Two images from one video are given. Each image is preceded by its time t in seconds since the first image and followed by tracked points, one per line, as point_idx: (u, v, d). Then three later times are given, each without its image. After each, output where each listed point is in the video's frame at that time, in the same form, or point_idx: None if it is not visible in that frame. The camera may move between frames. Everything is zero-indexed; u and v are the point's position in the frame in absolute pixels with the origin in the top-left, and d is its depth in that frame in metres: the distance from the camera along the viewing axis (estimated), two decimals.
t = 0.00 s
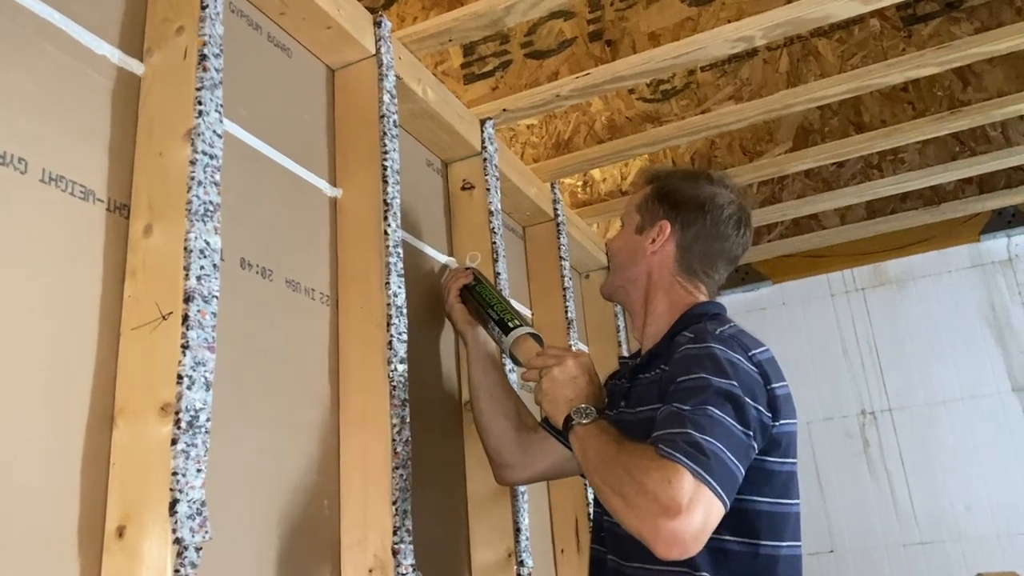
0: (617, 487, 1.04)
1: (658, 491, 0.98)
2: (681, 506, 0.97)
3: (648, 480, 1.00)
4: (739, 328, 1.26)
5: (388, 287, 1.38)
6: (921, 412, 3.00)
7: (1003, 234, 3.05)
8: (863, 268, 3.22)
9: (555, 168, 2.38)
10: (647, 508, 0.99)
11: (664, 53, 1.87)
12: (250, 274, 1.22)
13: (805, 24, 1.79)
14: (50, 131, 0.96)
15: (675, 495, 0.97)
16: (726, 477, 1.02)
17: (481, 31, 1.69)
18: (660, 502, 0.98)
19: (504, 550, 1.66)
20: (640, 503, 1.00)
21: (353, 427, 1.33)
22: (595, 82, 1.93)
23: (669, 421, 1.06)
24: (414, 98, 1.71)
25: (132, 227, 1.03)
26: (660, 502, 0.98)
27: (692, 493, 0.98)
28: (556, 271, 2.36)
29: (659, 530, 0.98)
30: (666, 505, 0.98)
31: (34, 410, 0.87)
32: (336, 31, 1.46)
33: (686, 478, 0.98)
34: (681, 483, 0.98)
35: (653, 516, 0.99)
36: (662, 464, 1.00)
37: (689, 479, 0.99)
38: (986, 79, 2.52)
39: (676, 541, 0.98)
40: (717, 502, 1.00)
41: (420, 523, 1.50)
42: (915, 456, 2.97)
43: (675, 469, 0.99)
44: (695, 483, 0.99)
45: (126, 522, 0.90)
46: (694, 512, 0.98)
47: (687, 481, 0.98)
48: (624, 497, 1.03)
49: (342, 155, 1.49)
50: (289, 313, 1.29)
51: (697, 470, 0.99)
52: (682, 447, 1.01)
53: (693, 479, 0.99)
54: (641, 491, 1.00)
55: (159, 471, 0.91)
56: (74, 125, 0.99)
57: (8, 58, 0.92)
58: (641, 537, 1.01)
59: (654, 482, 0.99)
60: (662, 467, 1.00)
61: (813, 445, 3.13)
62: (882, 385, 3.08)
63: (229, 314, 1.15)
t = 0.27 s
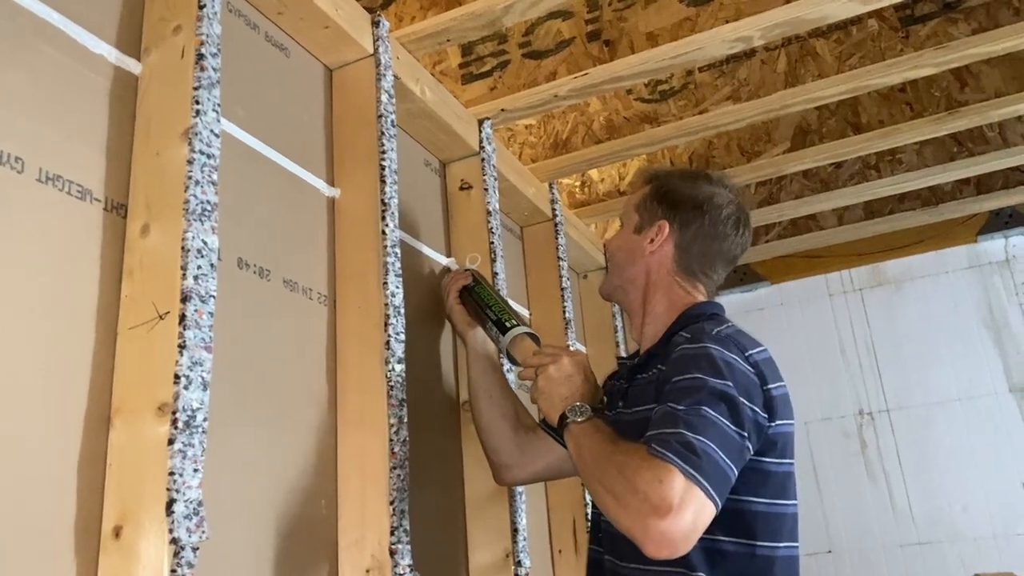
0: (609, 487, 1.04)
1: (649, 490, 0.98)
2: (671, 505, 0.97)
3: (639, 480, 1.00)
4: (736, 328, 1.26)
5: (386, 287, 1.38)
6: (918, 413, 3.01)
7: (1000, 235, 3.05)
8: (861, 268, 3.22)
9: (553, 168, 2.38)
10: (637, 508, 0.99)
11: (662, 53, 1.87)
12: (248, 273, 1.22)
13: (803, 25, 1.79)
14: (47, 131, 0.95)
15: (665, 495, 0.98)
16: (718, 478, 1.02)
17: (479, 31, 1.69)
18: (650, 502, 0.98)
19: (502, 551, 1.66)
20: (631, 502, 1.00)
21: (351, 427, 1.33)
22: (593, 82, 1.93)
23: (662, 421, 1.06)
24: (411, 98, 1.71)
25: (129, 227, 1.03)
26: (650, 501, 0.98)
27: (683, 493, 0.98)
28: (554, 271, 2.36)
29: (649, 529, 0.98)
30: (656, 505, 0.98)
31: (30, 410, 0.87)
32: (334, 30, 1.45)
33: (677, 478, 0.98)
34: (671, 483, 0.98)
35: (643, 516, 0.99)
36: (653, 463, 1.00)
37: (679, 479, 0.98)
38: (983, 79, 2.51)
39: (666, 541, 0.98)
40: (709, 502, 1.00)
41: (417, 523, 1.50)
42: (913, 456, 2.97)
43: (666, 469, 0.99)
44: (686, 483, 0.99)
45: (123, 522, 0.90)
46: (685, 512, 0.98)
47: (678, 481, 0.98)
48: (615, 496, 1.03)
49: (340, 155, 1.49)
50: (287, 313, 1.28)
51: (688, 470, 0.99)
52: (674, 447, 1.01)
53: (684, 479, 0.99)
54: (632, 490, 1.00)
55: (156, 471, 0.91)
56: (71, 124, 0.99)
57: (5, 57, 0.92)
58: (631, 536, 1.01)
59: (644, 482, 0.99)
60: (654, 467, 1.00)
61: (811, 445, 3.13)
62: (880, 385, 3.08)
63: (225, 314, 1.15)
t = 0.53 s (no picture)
0: (603, 493, 1.05)
1: (644, 496, 0.99)
2: (667, 510, 0.98)
3: (634, 486, 1.01)
4: (734, 330, 1.25)
5: (382, 289, 1.38)
6: (915, 414, 3.01)
7: (997, 237, 3.06)
8: (858, 270, 3.22)
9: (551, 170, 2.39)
10: (633, 514, 1.00)
11: (659, 56, 1.87)
12: (245, 276, 1.22)
13: (799, 28, 1.80)
14: (42, 133, 0.95)
15: (661, 501, 0.98)
16: (715, 482, 1.02)
17: (476, 33, 1.69)
18: (645, 508, 0.99)
19: (498, 552, 1.66)
20: (626, 508, 1.01)
21: (347, 429, 1.33)
22: (590, 84, 1.93)
23: (659, 425, 1.06)
24: (408, 100, 1.71)
25: (125, 229, 1.03)
26: (645, 507, 0.99)
27: (679, 498, 0.99)
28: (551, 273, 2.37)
29: (645, 534, 0.99)
30: (651, 511, 0.98)
31: (25, 413, 0.87)
32: (331, 33, 1.46)
33: (673, 483, 0.99)
34: (667, 489, 0.99)
35: (639, 521, 0.99)
36: (648, 470, 1.01)
37: (675, 484, 0.99)
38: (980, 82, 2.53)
39: (662, 545, 0.99)
40: (705, 507, 1.00)
41: (413, 526, 1.50)
42: (910, 458, 2.97)
43: (661, 475, 1.00)
44: (682, 489, 0.99)
45: (118, 524, 0.90)
46: (681, 516, 0.98)
47: (674, 486, 0.99)
48: (610, 503, 1.03)
49: (337, 157, 1.49)
50: (283, 315, 1.28)
51: (684, 476, 0.99)
52: (669, 453, 1.01)
53: (679, 484, 0.99)
54: (628, 497, 1.01)
55: (152, 473, 0.91)
56: (67, 126, 0.99)
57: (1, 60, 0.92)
58: (627, 542, 1.02)
59: (640, 488, 1.00)
60: (649, 473, 1.00)
61: (808, 447, 3.13)
62: (877, 387, 3.09)
63: (221, 316, 1.15)
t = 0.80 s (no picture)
0: (605, 512, 1.05)
1: (649, 509, 0.99)
2: (673, 520, 0.98)
3: (637, 502, 1.01)
4: (730, 329, 1.23)
5: (380, 289, 1.37)
6: (913, 414, 3.01)
7: (994, 237, 3.06)
8: (856, 270, 3.22)
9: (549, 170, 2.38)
10: (640, 529, 1.00)
11: (657, 55, 1.87)
12: (242, 275, 1.21)
13: (798, 27, 1.79)
14: (39, 131, 0.95)
15: (667, 512, 0.99)
16: (720, 486, 1.02)
17: (475, 32, 1.69)
18: (652, 521, 0.99)
19: (496, 553, 1.66)
20: (632, 524, 1.01)
21: (344, 429, 1.32)
22: (589, 83, 1.93)
23: (659, 434, 1.07)
24: (406, 99, 1.71)
25: (122, 227, 1.03)
26: (652, 520, 0.99)
27: (685, 506, 0.99)
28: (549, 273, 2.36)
29: (654, 547, 0.99)
30: (658, 523, 0.99)
31: (22, 412, 0.86)
32: (328, 31, 1.45)
33: (677, 493, 0.99)
34: (671, 500, 0.99)
35: (646, 534, 1.00)
36: (650, 484, 1.01)
37: (680, 494, 0.99)
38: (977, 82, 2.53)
39: (672, 555, 0.99)
40: (711, 513, 1.01)
41: (410, 526, 1.49)
42: (907, 458, 2.97)
43: (664, 488, 1.00)
44: (687, 498, 0.99)
45: (114, 523, 0.89)
46: (688, 525, 0.99)
47: (679, 495, 0.99)
48: (614, 519, 1.04)
49: (335, 156, 1.49)
50: (281, 315, 1.28)
51: (687, 485, 1.00)
52: (671, 463, 1.02)
53: (684, 493, 0.99)
54: (633, 512, 1.01)
55: (148, 472, 0.90)
56: (64, 124, 0.99)
57: None
58: (636, 555, 1.02)
59: (643, 502, 1.00)
60: (651, 486, 1.01)
61: (806, 447, 3.13)
62: (875, 387, 3.09)
63: (219, 315, 1.15)
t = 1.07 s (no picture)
0: (631, 540, 1.05)
1: (678, 533, 0.99)
2: (705, 540, 0.98)
3: (664, 527, 1.00)
4: (735, 334, 1.22)
5: (378, 290, 1.37)
6: (910, 416, 3.02)
7: (991, 239, 3.06)
8: (854, 273, 3.23)
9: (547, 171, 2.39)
10: (670, 553, 1.00)
11: (655, 58, 1.87)
12: (240, 276, 1.21)
13: (795, 30, 1.80)
14: (38, 133, 0.95)
15: (697, 533, 0.99)
16: (743, 497, 1.03)
17: (473, 34, 1.69)
18: (682, 544, 0.99)
19: (494, 554, 1.66)
20: (661, 549, 1.01)
21: (343, 430, 1.32)
22: (587, 85, 1.93)
23: (675, 451, 1.06)
24: (404, 101, 1.71)
25: (120, 229, 1.03)
26: (682, 543, 0.99)
27: (713, 525, 0.99)
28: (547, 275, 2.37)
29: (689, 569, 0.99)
30: (689, 545, 0.99)
31: (20, 413, 0.86)
32: (327, 33, 1.45)
33: (705, 513, 0.99)
34: (700, 521, 0.99)
35: (678, 558, 0.99)
36: (675, 506, 1.01)
37: (707, 512, 0.99)
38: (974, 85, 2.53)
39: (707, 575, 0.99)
40: (739, 526, 1.01)
41: (408, 528, 1.49)
42: (904, 460, 2.98)
43: (690, 508, 1.00)
44: (715, 516, 1.00)
45: (112, 525, 0.89)
46: (720, 543, 0.99)
47: (706, 515, 0.99)
48: (641, 546, 1.03)
49: (333, 158, 1.49)
50: (279, 316, 1.28)
51: (713, 502, 1.00)
52: (694, 483, 1.01)
53: (711, 512, 1.00)
54: (661, 538, 1.01)
55: (147, 473, 0.90)
56: (63, 126, 0.99)
57: None
58: None
59: (671, 527, 1.00)
60: (676, 510, 1.01)
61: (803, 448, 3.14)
62: (872, 389, 3.09)
63: (217, 317, 1.15)
